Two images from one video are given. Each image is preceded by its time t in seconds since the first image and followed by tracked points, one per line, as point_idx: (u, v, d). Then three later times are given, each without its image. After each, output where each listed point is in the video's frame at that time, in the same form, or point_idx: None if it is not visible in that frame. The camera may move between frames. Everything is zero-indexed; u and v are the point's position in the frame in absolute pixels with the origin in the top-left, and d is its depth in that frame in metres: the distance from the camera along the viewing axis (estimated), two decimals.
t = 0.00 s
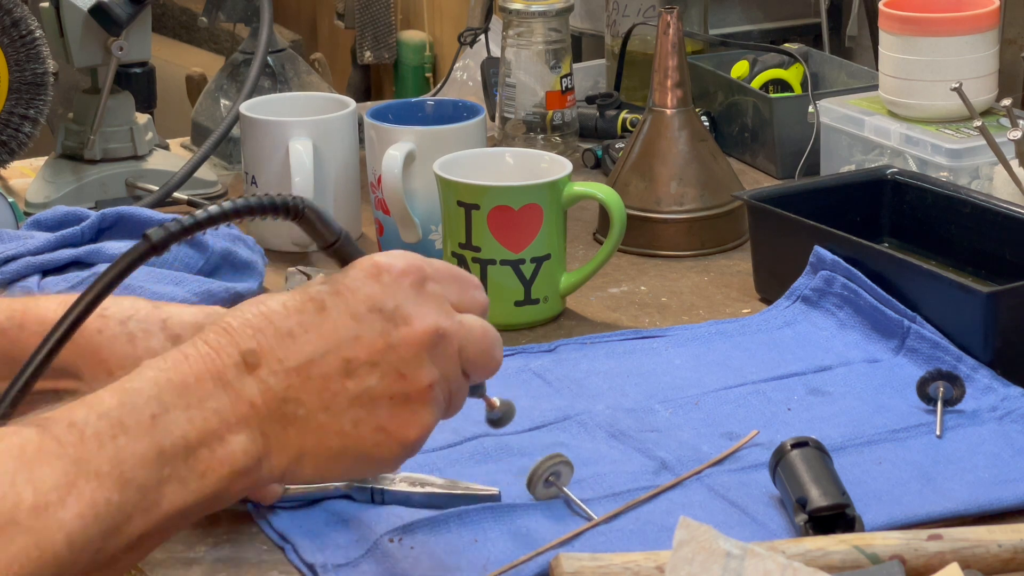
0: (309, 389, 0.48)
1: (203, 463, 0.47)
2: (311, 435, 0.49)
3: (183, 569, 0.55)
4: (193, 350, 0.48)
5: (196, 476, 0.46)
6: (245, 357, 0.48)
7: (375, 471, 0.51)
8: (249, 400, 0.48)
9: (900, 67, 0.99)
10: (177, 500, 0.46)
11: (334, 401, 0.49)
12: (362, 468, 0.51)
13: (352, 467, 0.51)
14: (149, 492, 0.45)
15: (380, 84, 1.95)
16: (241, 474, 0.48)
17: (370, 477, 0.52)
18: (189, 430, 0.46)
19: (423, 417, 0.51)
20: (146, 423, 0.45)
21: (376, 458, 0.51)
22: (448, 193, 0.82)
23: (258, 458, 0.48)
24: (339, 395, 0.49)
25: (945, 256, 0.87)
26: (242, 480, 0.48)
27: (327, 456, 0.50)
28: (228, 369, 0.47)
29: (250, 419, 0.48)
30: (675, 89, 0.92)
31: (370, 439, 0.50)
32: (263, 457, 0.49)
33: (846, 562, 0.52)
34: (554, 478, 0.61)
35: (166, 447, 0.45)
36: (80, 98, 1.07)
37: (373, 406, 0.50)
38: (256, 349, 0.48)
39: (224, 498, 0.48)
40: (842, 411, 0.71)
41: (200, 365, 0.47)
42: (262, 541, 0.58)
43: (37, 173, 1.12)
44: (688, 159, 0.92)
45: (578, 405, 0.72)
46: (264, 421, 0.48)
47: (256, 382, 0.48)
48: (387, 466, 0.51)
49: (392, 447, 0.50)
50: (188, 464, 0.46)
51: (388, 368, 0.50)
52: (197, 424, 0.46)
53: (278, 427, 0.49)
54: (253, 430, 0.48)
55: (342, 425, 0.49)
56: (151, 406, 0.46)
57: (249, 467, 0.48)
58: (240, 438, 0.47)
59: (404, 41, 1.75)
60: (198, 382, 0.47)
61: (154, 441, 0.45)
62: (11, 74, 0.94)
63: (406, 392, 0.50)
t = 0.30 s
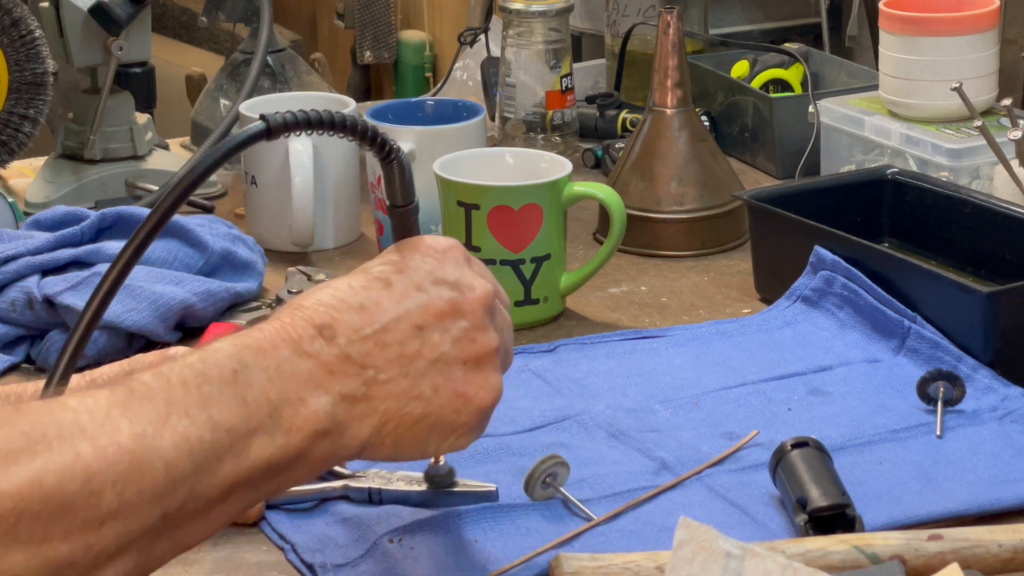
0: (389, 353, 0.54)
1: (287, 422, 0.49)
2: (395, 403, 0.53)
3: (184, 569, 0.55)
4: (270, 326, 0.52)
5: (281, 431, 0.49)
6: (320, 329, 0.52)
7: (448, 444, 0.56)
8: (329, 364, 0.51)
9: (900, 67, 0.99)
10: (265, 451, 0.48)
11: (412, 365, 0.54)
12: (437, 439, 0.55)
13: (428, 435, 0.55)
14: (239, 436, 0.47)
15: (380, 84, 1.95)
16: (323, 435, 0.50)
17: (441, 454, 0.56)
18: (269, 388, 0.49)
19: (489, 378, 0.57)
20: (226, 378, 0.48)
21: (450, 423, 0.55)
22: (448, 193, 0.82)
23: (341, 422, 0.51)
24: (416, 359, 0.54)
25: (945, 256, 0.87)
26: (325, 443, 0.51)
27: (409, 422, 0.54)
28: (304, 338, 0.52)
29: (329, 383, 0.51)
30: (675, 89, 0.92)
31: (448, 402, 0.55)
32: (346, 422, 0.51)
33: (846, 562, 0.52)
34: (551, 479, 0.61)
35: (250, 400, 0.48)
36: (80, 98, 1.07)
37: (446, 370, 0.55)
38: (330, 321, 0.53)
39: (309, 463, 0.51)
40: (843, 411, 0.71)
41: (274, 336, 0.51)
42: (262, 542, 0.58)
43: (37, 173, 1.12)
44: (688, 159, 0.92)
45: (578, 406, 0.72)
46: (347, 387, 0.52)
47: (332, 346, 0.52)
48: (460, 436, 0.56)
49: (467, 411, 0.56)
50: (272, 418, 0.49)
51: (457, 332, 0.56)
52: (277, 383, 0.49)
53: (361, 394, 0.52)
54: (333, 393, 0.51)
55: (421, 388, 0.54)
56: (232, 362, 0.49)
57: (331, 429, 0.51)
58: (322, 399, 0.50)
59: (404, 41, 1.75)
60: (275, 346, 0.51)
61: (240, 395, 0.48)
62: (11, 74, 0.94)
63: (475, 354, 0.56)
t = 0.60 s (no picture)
0: (394, 293, 0.54)
1: (306, 356, 0.49)
2: (404, 338, 0.54)
3: (184, 569, 0.55)
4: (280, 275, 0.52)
5: (301, 364, 0.49)
6: (326, 271, 0.53)
7: (459, 383, 0.56)
8: (340, 303, 0.52)
9: (900, 67, 0.99)
10: (288, 383, 0.48)
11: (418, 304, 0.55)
12: (449, 377, 0.56)
13: (438, 373, 0.55)
14: (262, 366, 0.48)
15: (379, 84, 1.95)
16: (341, 370, 0.51)
17: (454, 396, 0.56)
18: (285, 324, 0.49)
19: (490, 318, 0.58)
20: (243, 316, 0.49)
21: (459, 361, 0.56)
22: (448, 193, 0.82)
23: (356, 356, 0.52)
24: (422, 300, 0.55)
25: (945, 255, 0.87)
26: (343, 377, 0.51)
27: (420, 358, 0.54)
28: (311, 281, 0.52)
29: (343, 321, 0.52)
30: (675, 89, 0.92)
31: (456, 339, 0.56)
32: (361, 357, 0.52)
33: (846, 562, 0.52)
34: (551, 479, 0.60)
35: (269, 335, 0.49)
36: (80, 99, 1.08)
37: (451, 309, 0.56)
38: (336, 267, 0.53)
39: (330, 398, 0.51)
40: (843, 411, 0.71)
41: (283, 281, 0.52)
42: (262, 541, 0.58)
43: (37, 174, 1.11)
44: (688, 159, 0.92)
45: (578, 406, 0.72)
46: (359, 324, 0.52)
47: (338, 286, 0.53)
48: (471, 373, 0.56)
49: (474, 348, 0.56)
50: (292, 352, 0.49)
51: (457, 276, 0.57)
52: (291, 319, 0.50)
53: (372, 331, 0.53)
54: (346, 330, 0.52)
55: (428, 326, 0.55)
56: (246, 301, 0.49)
57: (348, 362, 0.51)
58: (336, 334, 0.51)
59: (404, 41, 1.75)
60: (285, 289, 0.51)
61: (258, 328, 0.49)
62: (11, 74, 0.94)
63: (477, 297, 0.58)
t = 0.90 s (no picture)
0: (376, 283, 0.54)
1: (285, 341, 0.49)
2: (386, 325, 0.53)
3: (184, 569, 0.55)
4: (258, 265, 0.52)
5: (282, 347, 0.49)
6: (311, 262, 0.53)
7: (442, 372, 0.55)
8: (322, 291, 0.52)
9: (900, 67, 0.99)
10: (269, 366, 0.48)
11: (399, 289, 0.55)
12: (431, 366, 0.55)
13: (420, 362, 0.54)
14: (242, 349, 0.47)
15: (380, 84, 1.95)
16: (323, 355, 0.50)
17: (437, 386, 0.55)
18: (265, 310, 0.49)
19: (475, 308, 0.57)
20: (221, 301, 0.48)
21: (442, 350, 0.55)
22: (448, 193, 0.82)
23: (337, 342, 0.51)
24: (404, 287, 0.55)
25: (945, 256, 0.87)
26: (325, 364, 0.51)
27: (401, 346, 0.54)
28: (294, 270, 0.52)
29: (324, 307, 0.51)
30: (675, 89, 0.92)
31: (437, 327, 0.55)
32: (343, 343, 0.51)
33: (846, 562, 0.52)
34: (551, 479, 0.60)
35: (247, 320, 0.48)
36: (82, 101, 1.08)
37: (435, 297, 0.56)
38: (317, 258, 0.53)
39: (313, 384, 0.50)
40: (843, 411, 0.71)
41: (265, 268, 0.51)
42: (262, 542, 0.58)
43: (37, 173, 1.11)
44: (688, 159, 0.92)
45: (578, 406, 0.72)
46: (342, 310, 0.52)
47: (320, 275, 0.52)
48: (454, 361, 0.55)
49: (457, 336, 0.56)
50: (272, 336, 0.49)
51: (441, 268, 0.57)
52: (272, 304, 0.50)
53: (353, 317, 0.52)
54: (328, 315, 0.51)
55: (411, 314, 0.54)
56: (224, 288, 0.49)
57: (330, 348, 0.51)
58: (317, 319, 0.51)
59: (404, 41, 1.75)
60: (267, 277, 0.51)
61: (237, 312, 0.48)
62: (11, 74, 0.91)
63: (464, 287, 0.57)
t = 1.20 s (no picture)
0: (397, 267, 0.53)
1: (305, 321, 0.49)
2: (407, 309, 0.53)
3: (184, 569, 0.55)
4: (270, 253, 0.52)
5: (301, 328, 0.49)
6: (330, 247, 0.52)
7: (465, 357, 0.55)
8: (343, 274, 0.51)
9: (900, 67, 0.99)
10: (286, 345, 0.48)
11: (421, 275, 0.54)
12: (452, 352, 0.54)
13: (443, 346, 0.54)
14: (260, 328, 0.47)
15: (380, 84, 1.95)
16: (343, 336, 0.50)
17: (461, 371, 0.55)
18: (286, 290, 0.49)
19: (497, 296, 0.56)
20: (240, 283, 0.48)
21: (464, 334, 0.54)
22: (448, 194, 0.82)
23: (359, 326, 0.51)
24: (426, 273, 0.54)
25: (945, 256, 0.87)
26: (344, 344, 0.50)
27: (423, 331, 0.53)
28: (313, 254, 0.52)
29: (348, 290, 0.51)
30: (675, 89, 0.92)
31: (459, 313, 0.54)
32: (363, 325, 0.51)
33: (846, 562, 0.52)
34: (550, 479, 0.60)
35: (268, 300, 0.48)
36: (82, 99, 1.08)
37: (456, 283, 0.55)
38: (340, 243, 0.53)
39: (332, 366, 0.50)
40: (843, 411, 0.71)
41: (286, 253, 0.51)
42: (262, 541, 0.58)
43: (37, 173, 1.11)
44: (688, 159, 0.92)
45: (577, 406, 0.72)
46: (361, 293, 0.52)
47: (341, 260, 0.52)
48: (476, 347, 0.55)
49: (479, 323, 0.55)
50: (290, 316, 0.48)
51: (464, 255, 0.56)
52: (291, 286, 0.49)
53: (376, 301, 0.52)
54: (349, 298, 0.51)
55: (432, 300, 0.54)
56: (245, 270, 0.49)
57: (349, 329, 0.50)
58: (337, 301, 0.50)
59: (404, 41, 1.75)
60: (286, 261, 0.51)
61: (256, 293, 0.48)
62: (11, 74, 0.91)
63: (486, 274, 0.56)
